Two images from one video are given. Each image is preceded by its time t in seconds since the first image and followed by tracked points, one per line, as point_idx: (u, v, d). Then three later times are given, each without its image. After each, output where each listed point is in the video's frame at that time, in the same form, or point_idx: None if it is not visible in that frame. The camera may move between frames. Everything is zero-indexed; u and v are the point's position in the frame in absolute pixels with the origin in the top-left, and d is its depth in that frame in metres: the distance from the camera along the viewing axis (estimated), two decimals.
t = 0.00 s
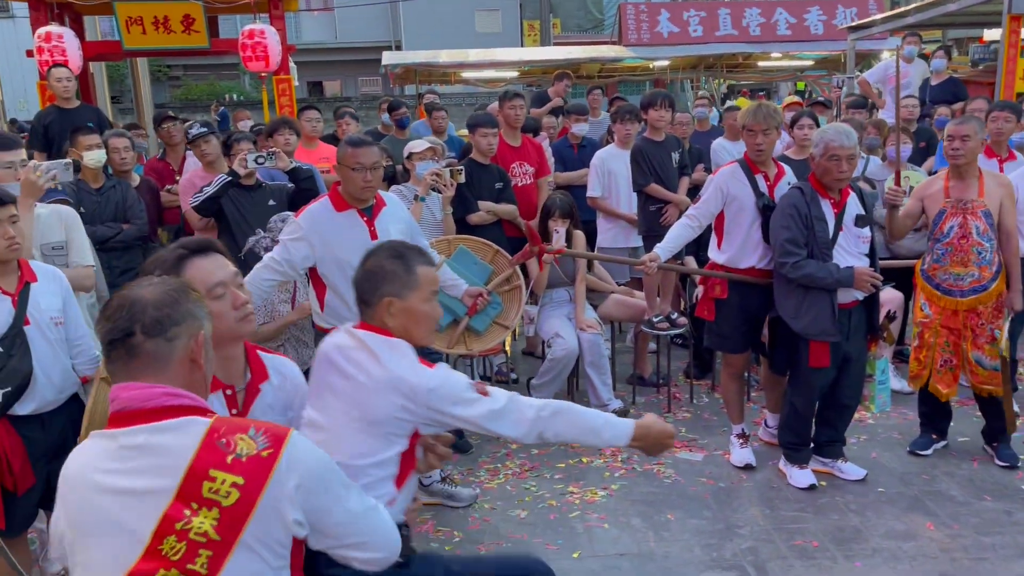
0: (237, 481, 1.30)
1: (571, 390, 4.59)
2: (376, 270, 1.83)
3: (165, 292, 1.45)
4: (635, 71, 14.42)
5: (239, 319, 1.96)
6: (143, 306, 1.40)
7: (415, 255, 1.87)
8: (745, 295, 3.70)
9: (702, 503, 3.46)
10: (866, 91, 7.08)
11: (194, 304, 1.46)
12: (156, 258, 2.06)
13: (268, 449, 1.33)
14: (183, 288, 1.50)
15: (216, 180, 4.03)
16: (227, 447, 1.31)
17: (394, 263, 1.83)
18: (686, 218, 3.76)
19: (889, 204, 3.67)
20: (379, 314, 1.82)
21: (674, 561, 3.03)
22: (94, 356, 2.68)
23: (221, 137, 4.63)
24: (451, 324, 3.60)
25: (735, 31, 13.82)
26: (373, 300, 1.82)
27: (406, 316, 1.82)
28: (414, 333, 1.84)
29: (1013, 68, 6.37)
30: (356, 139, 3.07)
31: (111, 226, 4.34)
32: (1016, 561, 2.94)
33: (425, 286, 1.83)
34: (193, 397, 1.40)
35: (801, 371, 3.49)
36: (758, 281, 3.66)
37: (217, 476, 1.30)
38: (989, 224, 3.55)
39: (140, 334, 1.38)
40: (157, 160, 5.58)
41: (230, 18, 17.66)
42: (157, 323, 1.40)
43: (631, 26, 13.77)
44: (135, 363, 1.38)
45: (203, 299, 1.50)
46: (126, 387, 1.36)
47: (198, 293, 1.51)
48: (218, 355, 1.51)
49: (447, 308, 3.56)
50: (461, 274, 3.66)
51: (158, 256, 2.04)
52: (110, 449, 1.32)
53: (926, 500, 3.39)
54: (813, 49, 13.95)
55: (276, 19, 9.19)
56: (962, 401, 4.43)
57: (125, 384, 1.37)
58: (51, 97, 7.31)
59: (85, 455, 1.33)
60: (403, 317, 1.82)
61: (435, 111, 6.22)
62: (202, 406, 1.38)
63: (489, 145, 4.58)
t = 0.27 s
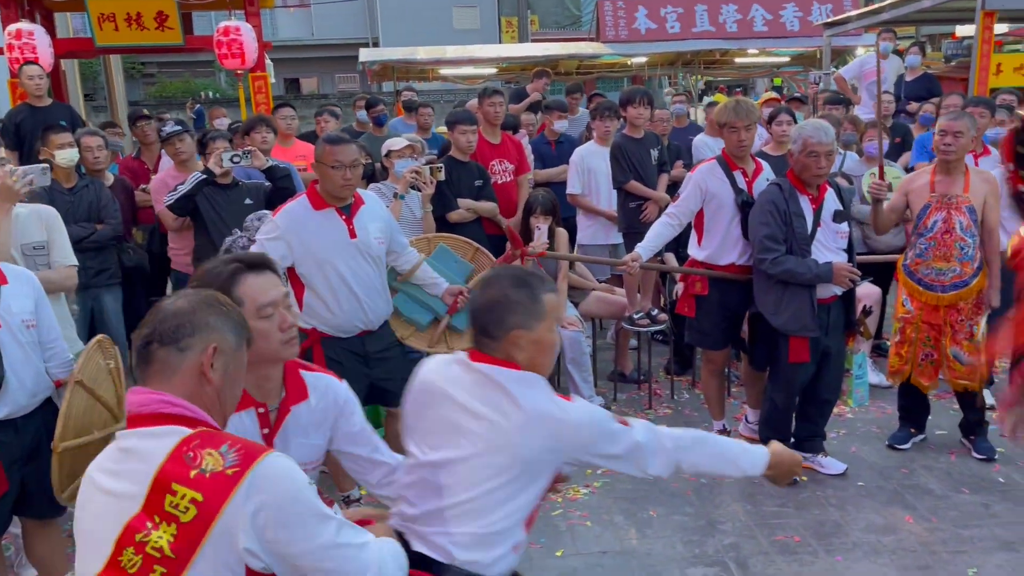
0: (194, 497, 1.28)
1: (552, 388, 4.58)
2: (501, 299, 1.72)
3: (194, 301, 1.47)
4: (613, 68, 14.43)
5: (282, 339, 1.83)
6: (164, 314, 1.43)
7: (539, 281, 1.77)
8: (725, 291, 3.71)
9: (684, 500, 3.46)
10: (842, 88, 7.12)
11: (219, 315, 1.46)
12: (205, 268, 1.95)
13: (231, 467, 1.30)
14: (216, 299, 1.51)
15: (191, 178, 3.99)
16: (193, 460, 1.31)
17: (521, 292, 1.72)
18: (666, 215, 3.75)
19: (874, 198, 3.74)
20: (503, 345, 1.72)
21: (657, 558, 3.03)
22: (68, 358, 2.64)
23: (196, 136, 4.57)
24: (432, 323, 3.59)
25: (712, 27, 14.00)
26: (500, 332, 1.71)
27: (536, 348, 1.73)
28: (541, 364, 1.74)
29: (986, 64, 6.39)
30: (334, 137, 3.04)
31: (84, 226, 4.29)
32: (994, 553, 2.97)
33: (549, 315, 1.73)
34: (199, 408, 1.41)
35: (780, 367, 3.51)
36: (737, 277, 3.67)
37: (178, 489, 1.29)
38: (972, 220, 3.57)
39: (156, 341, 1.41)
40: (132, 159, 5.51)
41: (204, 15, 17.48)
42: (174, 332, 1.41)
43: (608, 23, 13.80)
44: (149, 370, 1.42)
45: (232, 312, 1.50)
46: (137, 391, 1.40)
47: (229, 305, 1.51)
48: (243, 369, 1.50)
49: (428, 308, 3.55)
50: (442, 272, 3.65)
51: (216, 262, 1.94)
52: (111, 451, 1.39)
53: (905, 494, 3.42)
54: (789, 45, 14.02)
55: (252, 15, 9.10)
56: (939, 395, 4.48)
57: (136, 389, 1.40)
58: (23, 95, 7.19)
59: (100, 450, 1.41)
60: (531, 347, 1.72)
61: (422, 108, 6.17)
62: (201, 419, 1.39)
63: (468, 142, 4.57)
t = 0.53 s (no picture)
0: (224, 511, 1.26)
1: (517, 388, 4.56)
2: (596, 264, 1.63)
3: (256, 302, 1.45)
4: (575, 66, 14.47)
5: (361, 296, 1.92)
6: (223, 314, 1.42)
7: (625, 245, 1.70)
8: (687, 289, 3.73)
9: (649, 497, 3.48)
10: (801, 86, 7.21)
11: (276, 317, 1.43)
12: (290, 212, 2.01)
13: (266, 482, 1.27)
14: (280, 301, 1.49)
15: (145, 179, 3.93)
16: (227, 472, 1.29)
17: (616, 257, 1.65)
18: (628, 214, 3.75)
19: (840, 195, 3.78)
20: (595, 315, 1.62)
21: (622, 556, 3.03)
22: (18, 365, 2.56)
23: (152, 135, 4.48)
24: (395, 324, 3.58)
25: (672, 26, 14.11)
26: (591, 300, 1.61)
27: (625, 315, 1.65)
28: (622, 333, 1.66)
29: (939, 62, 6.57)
30: (294, 136, 2.99)
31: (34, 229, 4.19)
32: (951, 544, 3.02)
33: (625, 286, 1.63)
34: (247, 413, 1.39)
35: (743, 364, 3.53)
36: (699, 275, 3.69)
37: (208, 502, 1.28)
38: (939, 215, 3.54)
39: (210, 341, 1.40)
40: (84, 159, 5.39)
41: (159, 12, 17.17)
42: (228, 332, 1.40)
43: (570, 22, 13.83)
44: (201, 369, 1.40)
45: (293, 315, 1.47)
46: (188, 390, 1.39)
47: (293, 309, 1.48)
48: (301, 376, 1.46)
49: (391, 309, 3.53)
50: (404, 273, 3.62)
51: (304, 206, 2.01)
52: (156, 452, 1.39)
53: (866, 487, 3.47)
54: (748, 44, 14.18)
55: (208, 13, 8.96)
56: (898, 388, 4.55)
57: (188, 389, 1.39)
58: None
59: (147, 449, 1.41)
60: (622, 316, 1.64)
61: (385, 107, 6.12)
62: (248, 426, 1.36)
63: (430, 141, 4.54)
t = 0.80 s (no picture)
0: (234, 520, 1.26)
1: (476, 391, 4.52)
2: (596, 255, 1.60)
3: (282, 289, 1.45)
4: (531, 67, 14.50)
5: (407, 275, 2.03)
6: (250, 300, 1.42)
7: (634, 236, 1.67)
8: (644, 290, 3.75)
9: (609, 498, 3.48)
10: (753, 87, 7.30)
11: (301, 306, 1.43)
12: (335, 193, 2.11)
13: (281, 500, 1.27)
14: (306, 287, 1.49)
15: (91, 182, 3.83)
16: (243, 478, 1.29)
17: (625, 249, 1.62)
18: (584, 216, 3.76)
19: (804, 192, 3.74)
20: (595, 308, 1.60)
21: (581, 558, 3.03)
22: None
23: (97, 137, 4.37)
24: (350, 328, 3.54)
25: (627, 28, 14.23)
26: (592, 294, 1.59)
27: (625, 310, 1.63)
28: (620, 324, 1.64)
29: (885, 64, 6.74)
30: (243, 138, 2.93)
31: None
32: (904, 537, 3.07)
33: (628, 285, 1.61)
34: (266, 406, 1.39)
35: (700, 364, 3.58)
36: (655, 276, 3.70)
37: (218, 505, 1.28)
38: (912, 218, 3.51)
39: (236, 328, 1.41)
40: (27, 163, 5.24)
41: (106, 11, 16.80)
42: (253, 320, 1.40)
43: (526, 23, 13.86)
44: (226, 357, 1.42)
45: (319, 303, 1.47)
46: (213, 373, 1.40)
47: (320, 295, 1.48)
48: (324, 366, 1.46)
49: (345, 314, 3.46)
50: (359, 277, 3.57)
51: (347, 188, 2.11)
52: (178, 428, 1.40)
53: (821, 483, 3.51)
54: (701, 45, 14.35)
55: (156, 13, 8.78)
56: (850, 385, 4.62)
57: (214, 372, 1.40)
58: None
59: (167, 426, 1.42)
60: (622, 309, 1.62)
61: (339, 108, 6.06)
62: (269, 421, 1.37)
63: (384, 143, 4.49)
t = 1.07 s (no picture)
0: (235, 553, 1.20)
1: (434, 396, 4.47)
2: (560, 271, 1.58)
3: (286, 302, 1.38)
4: (487, 69, 14.48)
5: (414, 296, 1.99)
6: (252, 311, 1.34)
7: (598, 247, 1.66)
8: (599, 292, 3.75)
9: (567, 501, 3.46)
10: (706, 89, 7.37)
11: (306, 322, 1.37)
12: (352, 206, 2.06)
13: (287, 538, 1.22)
14: (309, 297, 1.42)
15: (30, 187, 3.71)
16: (248, 508, 1.22)
17: (589, 265, 1.60)
18: (539, 219, 3.76)
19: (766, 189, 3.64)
20: (559, 325, 1.59)
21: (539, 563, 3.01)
22: None
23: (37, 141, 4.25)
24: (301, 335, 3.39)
25: (582, 30, 14.30)
26: (558, 312, 1.57)
27: (589, 325, 1.62)
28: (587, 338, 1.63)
29: (834, 66, 6.86)
30: (189, 141, 2.86)
31: None
32: (857, 534, 3.10)
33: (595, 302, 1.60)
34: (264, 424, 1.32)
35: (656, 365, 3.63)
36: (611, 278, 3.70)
37: (219, 533, 1.21)
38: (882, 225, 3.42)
39: (235, 342, 1.33)
40: None
41: (51, 12, 16.40)
42: (252, 336, 1.33)
43: (481, 25, 13.83)
44: (225, 371, 1.34)
45: (322, 316, 1.40)
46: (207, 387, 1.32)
47: (322, 306, 1.42)
48: (322, 381, 1.41)
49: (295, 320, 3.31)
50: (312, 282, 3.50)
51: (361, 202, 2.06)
52: (172, 435, 1.29)
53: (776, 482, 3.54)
54: (656, 47, 14.46)
55: (99, 13, 8.59)
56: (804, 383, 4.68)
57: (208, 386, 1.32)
58: None
59: (154, 427, 1.32)
60: (586, 324, 1.61)
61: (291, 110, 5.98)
62: (271, 440, 1.31)
63: (337, 146, 4.43)
